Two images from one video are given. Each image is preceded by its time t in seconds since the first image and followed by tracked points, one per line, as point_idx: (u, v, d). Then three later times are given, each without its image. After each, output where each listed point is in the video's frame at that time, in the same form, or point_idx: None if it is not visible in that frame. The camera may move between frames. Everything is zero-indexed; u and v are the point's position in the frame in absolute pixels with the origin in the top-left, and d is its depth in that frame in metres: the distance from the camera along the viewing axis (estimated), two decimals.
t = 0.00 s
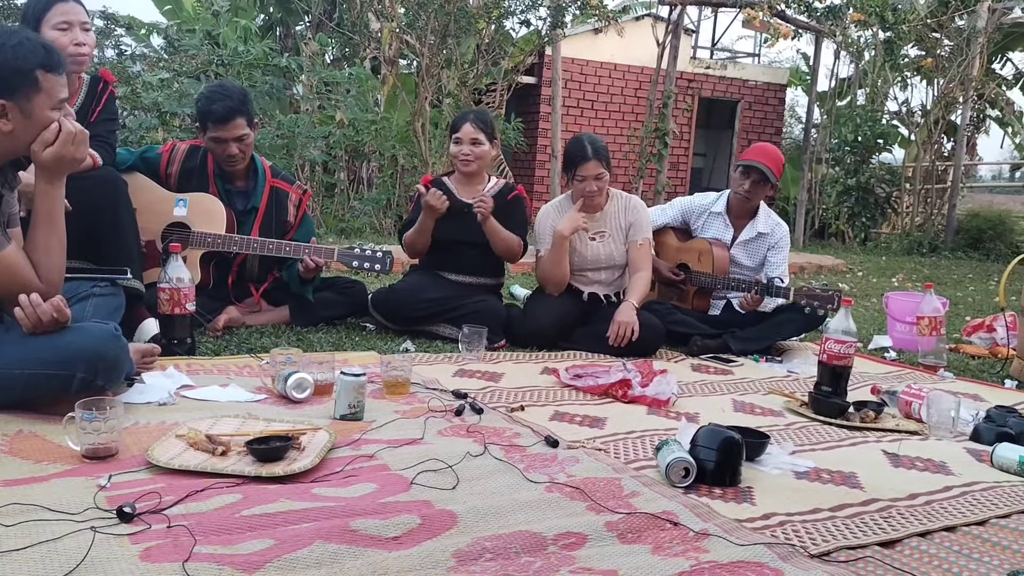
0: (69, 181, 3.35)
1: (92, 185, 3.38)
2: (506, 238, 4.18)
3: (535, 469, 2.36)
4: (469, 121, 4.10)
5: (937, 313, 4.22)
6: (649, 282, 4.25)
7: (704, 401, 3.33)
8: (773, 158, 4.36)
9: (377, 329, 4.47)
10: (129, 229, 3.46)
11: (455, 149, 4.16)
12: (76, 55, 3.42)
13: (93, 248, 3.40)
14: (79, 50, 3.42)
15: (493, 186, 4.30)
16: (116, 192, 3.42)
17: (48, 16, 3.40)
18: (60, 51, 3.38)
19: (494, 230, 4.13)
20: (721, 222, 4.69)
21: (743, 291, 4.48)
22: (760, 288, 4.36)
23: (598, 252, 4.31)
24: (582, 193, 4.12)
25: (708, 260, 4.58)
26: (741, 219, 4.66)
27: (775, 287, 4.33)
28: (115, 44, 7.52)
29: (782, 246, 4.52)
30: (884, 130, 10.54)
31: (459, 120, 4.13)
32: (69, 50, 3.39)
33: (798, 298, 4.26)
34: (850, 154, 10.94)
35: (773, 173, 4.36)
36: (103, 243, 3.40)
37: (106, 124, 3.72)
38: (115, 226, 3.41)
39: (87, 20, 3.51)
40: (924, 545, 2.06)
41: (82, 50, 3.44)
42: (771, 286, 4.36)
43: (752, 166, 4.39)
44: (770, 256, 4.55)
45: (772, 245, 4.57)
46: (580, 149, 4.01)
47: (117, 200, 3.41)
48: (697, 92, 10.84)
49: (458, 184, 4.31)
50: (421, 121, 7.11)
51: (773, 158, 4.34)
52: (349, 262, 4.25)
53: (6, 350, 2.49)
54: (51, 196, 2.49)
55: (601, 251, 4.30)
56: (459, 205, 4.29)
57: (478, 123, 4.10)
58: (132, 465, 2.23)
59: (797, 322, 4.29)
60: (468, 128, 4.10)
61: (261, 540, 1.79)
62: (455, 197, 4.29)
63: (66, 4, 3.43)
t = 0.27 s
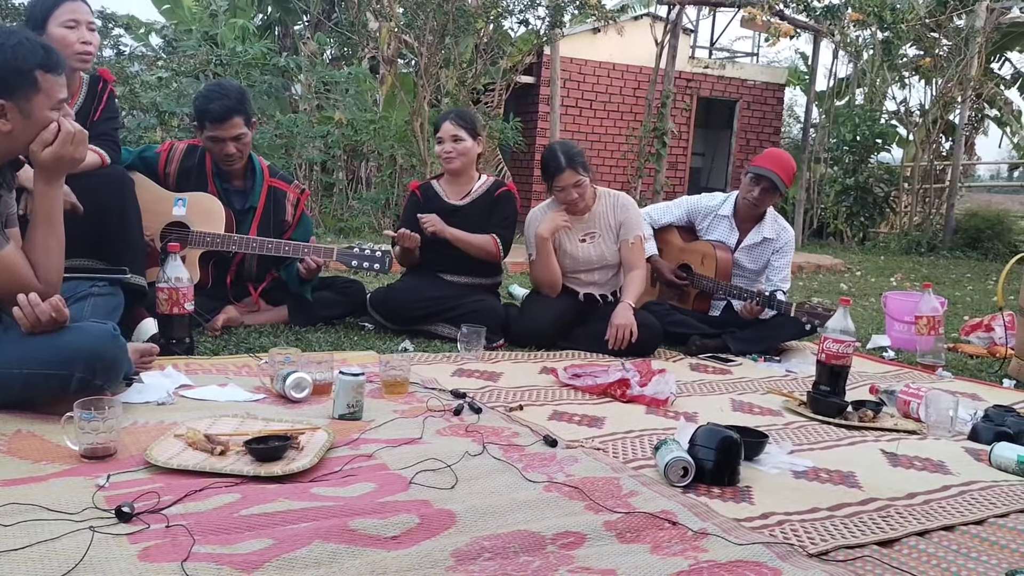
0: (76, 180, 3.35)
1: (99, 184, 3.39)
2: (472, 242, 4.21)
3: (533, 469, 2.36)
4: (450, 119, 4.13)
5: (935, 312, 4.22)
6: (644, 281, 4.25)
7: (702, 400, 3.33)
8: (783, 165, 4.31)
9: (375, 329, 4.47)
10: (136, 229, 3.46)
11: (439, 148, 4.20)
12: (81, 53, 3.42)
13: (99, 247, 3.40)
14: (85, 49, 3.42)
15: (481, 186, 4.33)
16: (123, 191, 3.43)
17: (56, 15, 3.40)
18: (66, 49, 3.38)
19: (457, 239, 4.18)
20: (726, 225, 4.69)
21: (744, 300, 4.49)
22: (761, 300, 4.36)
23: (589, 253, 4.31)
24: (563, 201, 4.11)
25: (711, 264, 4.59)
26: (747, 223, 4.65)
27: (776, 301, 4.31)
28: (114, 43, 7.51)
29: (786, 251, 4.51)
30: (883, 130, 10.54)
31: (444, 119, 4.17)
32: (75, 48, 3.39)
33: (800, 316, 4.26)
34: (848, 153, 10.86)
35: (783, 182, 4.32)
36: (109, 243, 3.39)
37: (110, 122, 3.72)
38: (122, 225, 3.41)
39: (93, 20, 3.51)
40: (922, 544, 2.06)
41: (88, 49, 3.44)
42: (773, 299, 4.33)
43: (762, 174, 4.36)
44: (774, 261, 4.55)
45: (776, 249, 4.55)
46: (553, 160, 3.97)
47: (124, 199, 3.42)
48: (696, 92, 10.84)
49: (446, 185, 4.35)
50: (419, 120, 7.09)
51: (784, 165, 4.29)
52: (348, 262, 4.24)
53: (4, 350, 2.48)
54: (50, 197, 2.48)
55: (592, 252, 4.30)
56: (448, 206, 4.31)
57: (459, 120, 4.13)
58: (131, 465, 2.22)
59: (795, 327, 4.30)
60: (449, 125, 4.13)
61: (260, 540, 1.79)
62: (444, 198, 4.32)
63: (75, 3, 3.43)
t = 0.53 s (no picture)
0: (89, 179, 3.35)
1: (112, 185, 3.39)
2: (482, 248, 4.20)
3: (533, 468, 2.36)
4: (445, 119, 4.14)
5: (933, 313, 4.22)
6: (643, 279, 4.24)
7: (701, 400, 3.33)
8: (786, 169, 4.33)
9: (374, 328, 4.46)
10: (145, 230, 3.47)
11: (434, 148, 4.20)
12: (89, 52, 3.42)
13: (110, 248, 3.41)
14: (93, 48, 3.43)
15: (482, 186, 4.32)
16: (135, 192, 3.42)
17: (65, 14, 3.39)
18: (75, 48, 3.38)
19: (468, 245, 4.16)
20: (728, 227, 4.68)
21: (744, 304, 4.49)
22: (761, 305, 4.36)
23: (587, 253, 4.31)
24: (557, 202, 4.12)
25: (711, 265, 4.59)
26: (748, 225, 4.63)
27: (776, 308, 4.31)
28: (112, 43, 7.50)
29: (788, 253, 4.50)
30: (881, 130, 10.59)
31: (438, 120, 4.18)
32: (83, 47, 3.40)
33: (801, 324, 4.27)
34: (847, 154, 10.93)
35: (786, 186, 4.33)
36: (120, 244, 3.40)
37: (113, 122, 3.73)
38: (133, 226, 3.41)
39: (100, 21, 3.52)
40: (921, 544, 2.06)
41: (95, 49, 3.44)
42: (773, 305, 4.33)
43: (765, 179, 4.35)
44: (775, 263, 4.54)
45: (777, 251, 4.54)
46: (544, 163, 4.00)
47: (136, 200, 3.41)
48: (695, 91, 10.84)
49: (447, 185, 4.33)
50: (418, 120, 7.09)
51: (786, 169, 4.31)
52: (346, 259, 4.25)
53: (3, 350, 2.48)
54: (49, 196, 2.48)
55: (590, 252, 4.30)
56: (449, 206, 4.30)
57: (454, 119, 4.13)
58: (130, 465, 2.22)
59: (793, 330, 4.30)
60: (444, 125, 4.14)
61: (259, 540, 1.79)
62: (444, 198, 4.30)
63: (83, 3, 3.44)
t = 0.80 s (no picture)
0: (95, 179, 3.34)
1: (118, 184, 3.38)
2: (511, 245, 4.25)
3: (532, 468, 2.36)
4: (457, 119, 4.09)
5: (933, 312, 4.22)
6: (644, 280, 4.26)
7: (701, 400, 3.33)
8: (783, 169, 4.30)
9: (374, 328, 4.46)
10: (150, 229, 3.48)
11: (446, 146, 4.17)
12: (97, 53, 3.43)
13: (116, 247, 3.42)
14: (101, 49, 3.43)
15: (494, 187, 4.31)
16: (140, 191, 3.42)
17: (75, 14, 3.41)
18: (83, 48, 3.38)
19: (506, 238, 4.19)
20: (726, 226, 4.69)
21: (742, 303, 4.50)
22: (760, 304, 4.37)
23: (592, 251, 4.31)
24: (571, 191, 4.09)
25: (710, 265, 4.60)
26: (746, 224, 4.62)
27: (775, 306, 4.32)
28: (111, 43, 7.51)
29: (785, 252, 4.51)
30: (880, 129, 10.64)
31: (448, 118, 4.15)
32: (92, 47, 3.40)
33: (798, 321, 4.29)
34: (846, 153, 11.05)
35: (783, 186, 4.30)
36: (126, 243, 3.41)
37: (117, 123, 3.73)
38: (139, 225, 3.42)
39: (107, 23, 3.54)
40: (920, 543, 2.06)
41: (103, 49, 3.44)
42: (771, 304, 4.35)
43: (760, 178, 4.34)
44: (773, 262, 4.56)
45: (775, 250, 4.55)
46: (564, 149, 3.97)
47: (141, 200, 3.41)
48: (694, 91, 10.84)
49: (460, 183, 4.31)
50: (417, 120, 7.08)
51: (783, 169, 4.28)
52: (345, 256, 4.24)
53: (2, 350, 2.48)
54: (48, 196, 2.48)
55: (594, 250, 4.30)
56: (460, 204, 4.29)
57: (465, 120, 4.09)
58: (129, 465, 2.22)
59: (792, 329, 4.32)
60: (457, 126, 4.10)
61: (258, 540, 1.79)
62: (457, 195, 4.30)
63: (93, 4, 3.46)
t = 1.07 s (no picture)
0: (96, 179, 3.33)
1: (119, 184, 3.38)
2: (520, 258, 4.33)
3: (531, 468, 2.36)
4: (478, 121, 4.11)
5: (933, 312, 4.22)
6: (647, 280, 4.27)
7: (700, 400, 3.33)
8: (777, 164, 4.36)
9: (373, 328, 4.46)
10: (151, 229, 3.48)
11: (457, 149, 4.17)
12: (100, 54, 3.43)
13: (118, 247, 3.42)
14: (106, 50, 3.43)
15: (503, 191, 4.38)
16: (142, 191, 3.43)
17: (82, 15, 3.42)
18: (87, 48, 3.38)
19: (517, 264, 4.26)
20: (722, 224, 4.69)
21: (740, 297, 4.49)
22: (759, 296, 4.36)
23: (598, 250, 4.32)
24: (591, 186, 4.10)
25: (707, 262, 4.60)
26: (742, 222, 4.64)
27: (774, 296, 4.31)
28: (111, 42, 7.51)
29: (782, 250, 4.53)
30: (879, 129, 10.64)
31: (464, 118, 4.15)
32: (97, 48, 3.40)
33: (798, 310, 4.26)
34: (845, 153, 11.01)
35: (776, 180, 4.35)
36: (128, 243, 3.42)
37: (118, 124, 3.73)
38: (140, 225, 3.42)
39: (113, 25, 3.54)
40: (919, 543, 2.06)
41: (107, 51, 3.45)
42: (770, 296, 4.34)
43: (754, 173, 4.39)
44: (770, 260, 4.57)
45: (772, 247, 4.57)
46: (592, 143, 3.99)
47: (143, 200, 3.42)
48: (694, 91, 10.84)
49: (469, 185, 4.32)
50: (417, 119, 7.07)
51: (776, 163, 4.34)
52: (345, 252, 4.24)
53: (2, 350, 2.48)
54: (48, 196, 2.47)
55: (601, 249, 4.32)
56: (472, 205, 4.30)
57: (484, 122, 4.12)
58: (129, 465, 2.22)
59: (791, 328, 4.33)
60: (474, 126, 4.12)
61: (258, 540, 1.79)
62: (468, 197, 4.30)
63: (99, 7, 3.47)
